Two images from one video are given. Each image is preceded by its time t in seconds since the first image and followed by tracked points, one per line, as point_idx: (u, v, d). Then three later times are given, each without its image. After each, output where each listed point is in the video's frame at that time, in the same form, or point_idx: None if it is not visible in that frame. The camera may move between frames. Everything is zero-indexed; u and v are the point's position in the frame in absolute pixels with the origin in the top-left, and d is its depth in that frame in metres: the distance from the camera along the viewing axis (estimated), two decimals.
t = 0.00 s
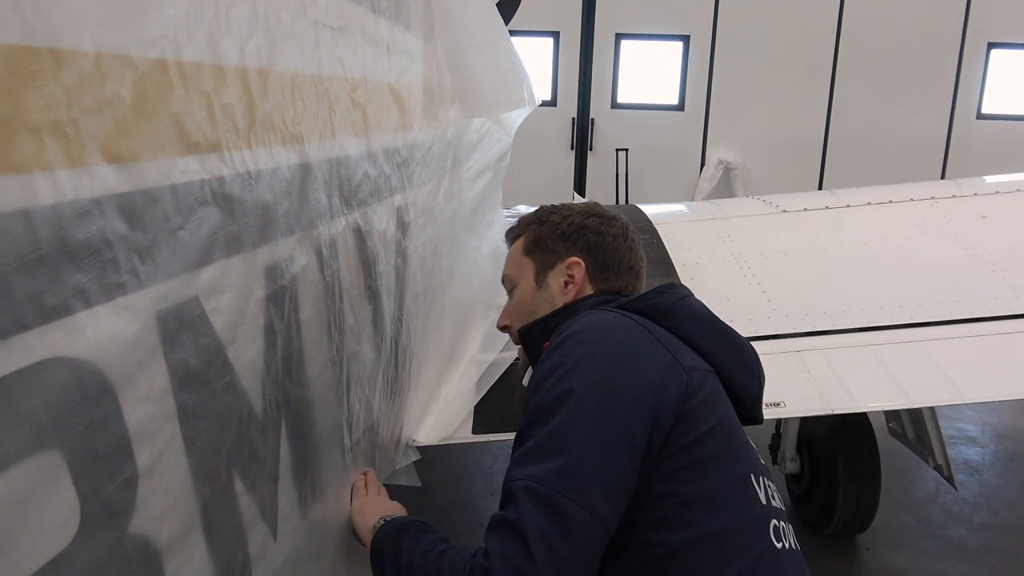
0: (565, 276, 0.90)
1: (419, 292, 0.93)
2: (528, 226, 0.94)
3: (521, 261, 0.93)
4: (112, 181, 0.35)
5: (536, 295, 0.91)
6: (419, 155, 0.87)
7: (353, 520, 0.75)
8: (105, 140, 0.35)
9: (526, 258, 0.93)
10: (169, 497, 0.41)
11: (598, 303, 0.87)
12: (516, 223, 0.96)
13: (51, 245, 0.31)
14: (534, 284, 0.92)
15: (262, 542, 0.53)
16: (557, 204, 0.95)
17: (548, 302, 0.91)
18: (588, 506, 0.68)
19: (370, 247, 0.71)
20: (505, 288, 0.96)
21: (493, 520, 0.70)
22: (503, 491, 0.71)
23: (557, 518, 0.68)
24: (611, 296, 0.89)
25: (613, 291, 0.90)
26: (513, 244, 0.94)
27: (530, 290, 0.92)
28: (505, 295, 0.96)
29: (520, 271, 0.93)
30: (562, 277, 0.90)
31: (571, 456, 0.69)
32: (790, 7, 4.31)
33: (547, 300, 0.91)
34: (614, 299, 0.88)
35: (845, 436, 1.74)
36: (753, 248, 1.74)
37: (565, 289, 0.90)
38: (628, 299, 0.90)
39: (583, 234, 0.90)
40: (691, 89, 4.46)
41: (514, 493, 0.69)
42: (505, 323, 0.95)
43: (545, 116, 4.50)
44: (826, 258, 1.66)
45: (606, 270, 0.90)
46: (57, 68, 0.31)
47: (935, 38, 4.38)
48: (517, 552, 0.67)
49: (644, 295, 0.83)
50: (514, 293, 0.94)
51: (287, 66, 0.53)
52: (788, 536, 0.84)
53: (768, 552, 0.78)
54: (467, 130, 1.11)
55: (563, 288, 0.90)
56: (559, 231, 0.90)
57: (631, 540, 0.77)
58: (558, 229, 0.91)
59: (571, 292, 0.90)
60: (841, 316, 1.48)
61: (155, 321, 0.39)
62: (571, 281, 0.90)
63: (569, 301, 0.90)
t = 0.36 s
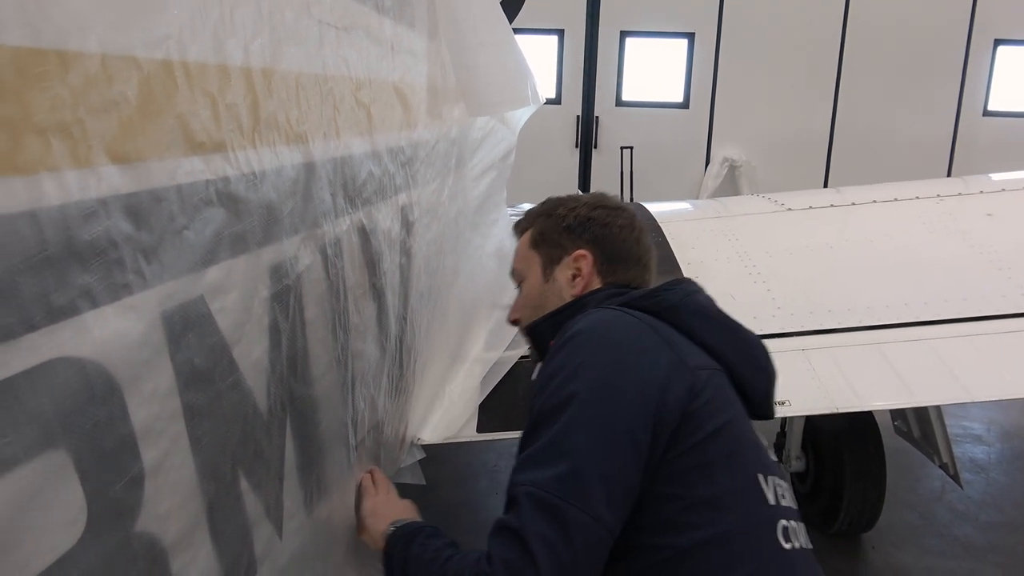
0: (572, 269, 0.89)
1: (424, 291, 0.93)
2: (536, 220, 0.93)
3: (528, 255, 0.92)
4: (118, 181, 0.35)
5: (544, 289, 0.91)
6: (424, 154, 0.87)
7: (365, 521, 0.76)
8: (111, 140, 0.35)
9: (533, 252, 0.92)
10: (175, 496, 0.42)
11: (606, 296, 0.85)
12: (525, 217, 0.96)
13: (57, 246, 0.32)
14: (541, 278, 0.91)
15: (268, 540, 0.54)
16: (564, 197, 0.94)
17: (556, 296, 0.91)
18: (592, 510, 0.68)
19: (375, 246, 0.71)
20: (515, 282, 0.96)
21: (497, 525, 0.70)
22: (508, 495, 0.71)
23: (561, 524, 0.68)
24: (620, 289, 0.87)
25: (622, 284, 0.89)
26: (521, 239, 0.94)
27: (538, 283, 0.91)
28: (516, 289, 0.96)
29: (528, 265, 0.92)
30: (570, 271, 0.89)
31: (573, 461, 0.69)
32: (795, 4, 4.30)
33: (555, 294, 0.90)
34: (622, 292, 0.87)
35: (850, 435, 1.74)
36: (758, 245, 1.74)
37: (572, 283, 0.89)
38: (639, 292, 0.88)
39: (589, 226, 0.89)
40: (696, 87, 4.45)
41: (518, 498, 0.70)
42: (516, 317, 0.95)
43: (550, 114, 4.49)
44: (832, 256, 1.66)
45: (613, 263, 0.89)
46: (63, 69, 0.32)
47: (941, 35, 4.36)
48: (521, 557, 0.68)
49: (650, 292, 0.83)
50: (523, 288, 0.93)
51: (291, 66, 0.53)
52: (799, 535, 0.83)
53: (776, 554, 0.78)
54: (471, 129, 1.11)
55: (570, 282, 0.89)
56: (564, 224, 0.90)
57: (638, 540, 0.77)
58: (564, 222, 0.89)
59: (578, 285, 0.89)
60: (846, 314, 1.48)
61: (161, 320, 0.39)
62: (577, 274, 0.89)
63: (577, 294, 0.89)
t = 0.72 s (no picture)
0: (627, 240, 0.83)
1: (424, 288, 0.93)
2: (590, 182, 0.86)
3: (582, 222, 0.86)
4: (115, 178, 0.36)
5: (597, 260, 0.85)
6: (423, 151, 0.87)
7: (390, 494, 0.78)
8: (108, 138, 0.35)
9: (586, 220, 0.85)
10: (173, 491, 0.42)
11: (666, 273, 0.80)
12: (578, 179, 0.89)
13: (55, 242, 0.32)
14: (594, 247, 0.85)
15: (267, 535, 0.54)
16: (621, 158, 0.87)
17: (609, 268, 0.84)
18: (634, 511, 0.65)
19: (374, 244, 0.71)
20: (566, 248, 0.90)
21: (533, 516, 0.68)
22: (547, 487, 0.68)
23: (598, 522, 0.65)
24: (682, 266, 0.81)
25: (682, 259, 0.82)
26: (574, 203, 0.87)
27: (591, 253, 0.85)
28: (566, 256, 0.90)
29: (581, 234, 0.86)
30: (625, 242, 0.83)
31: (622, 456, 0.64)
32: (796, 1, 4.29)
33: (609, 266, 0.84)
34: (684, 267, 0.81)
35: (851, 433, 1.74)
36: (759, 243, 1.74)
37: (628, 255, 0.83)
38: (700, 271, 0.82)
39: (648, 193, 0.82)
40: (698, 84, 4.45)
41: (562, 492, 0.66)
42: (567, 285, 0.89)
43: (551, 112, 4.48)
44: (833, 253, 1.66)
45: (673, 234, 0.82)
46: (60, 67, 0.32)
47: (943, 31, 4.35)
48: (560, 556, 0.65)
49: (714, 282, 0.76)
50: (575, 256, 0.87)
51: (289, 64, 0.53)
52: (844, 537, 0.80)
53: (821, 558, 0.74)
54: (470, 126, 1.11)
55: (624, 254, 0.83)
56: (621, 191, 0.83)
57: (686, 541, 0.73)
58: (621, 188, 0.83)
59: (635, 258, 0.83)
60: (847, 311, 1.47)
61: (159, 316, 0.39)
62: (634, 246, 0.82)
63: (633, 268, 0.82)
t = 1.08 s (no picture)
0: (675, 202, 0.86)
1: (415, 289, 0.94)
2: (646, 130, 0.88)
3: (631, 173, 0.89)
4: (100, 184, 0.36)
5: (643, 216, 0.89)
6: (413, 153, 0.87)
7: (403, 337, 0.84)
8: (93, 144, 0.35)
9: (636, 173, 0.89)
10: (160, 496, 0.42)
11: (712, 249, 0.84)
12: (634, 122, 0.91)
13: (39, 249, 0.32)
14: (643, 202, 0.89)
15: (255, 538, 0.54)
16: (683, 100, 0.88)
17: (655, 225, 0.89)
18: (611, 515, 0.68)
19: (363, 246, 0.71)
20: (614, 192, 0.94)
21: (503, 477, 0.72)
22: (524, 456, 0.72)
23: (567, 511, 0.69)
24: (729, 238, 0.85)
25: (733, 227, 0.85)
26: (626, 148, 0.90)
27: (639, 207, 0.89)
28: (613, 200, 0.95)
29: (630, 185, 0.90)
30: (673, 204, 0.86)
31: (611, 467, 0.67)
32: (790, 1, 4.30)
33: (655, 223, 0.88)
34: (732, 241, 0.84)
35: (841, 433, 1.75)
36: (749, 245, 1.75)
37: (674, 217, 0.87)
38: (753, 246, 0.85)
39: (703, 154, 0.84)
40: (692, 84, 4.45)
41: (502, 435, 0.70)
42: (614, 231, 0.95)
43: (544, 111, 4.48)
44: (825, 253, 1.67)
45: (723, 200, 0.84)
46: (43, 73, 0.32)
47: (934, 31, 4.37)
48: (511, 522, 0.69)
49: (759, 299, 0.72)
50: (622, 206, 0.92)
51: (276, 67, 0.53)
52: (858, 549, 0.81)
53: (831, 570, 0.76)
54: (461, 128, 1.11)
55: (671, 215, 0.87)
56: (675, 147, 0.85)
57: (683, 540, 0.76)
58: (677, 147, 0.84)
59: (680, 222, 0.86)
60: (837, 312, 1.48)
61: (144, 321, 0.39)
62: (680, 209, 0.86)
63: (678, 230, 0.86)
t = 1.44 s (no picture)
0: (711, 227, 0.96)
1: (404, 316, 0.93)
2: (678, 155, 0.96)
3: (664, 198, 0.98)
4: (85, 228, 0.36)
5: (677, 239, 0.98)
6: (401, 181, 0.87)
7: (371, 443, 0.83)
8: (77, 187, 0.35)
9: (670, 198, 0.97)
10: (143, 536, 0.41)
11: (746, 273, 0.94)
12: (663, 145, 0.98)
13: (21, 295, 0.32)
14: (676, 225, 0.98)
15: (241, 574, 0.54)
16: (712, 124, 0.96)
17: (689, 248, 0.98)
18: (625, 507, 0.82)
19: (351, 275, 0.71)
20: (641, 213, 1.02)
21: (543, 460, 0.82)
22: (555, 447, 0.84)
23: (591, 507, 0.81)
24: (761, 261, 0.96)
25: (765, 247, 0.96)
26: (657, 173, 0.98)
27: (673, 231, 0.98)
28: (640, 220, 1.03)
29: (663, 209, 0.98)
30: (709, 229, 0.96)
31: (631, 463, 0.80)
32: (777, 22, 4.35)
33: (688, 246, 0.98)
34: (763, 264, 0.95)
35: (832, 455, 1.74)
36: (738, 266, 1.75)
37: (709, 241, 0.96)
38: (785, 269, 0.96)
39: (739, 182, 0.94)
40: (681, 102, 4.49)
41: (514, 429, 0.81)
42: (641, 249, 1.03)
43: (535, 130, 4.50)
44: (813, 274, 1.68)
45: (757, 224, 0.95)
46: (28, 120, 0.32)
47: (919, 52, 4.43)
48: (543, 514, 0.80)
49: (778, 330, 0.85)
50: (653, 227, 1.00)
51: (263, 102, 0.54)
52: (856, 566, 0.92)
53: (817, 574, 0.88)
54: (450, 154, 1.11)
55: (707, 240, 0.96)
56: (711, 176, 0.94)
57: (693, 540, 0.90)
58: (714, 173, 0.94)
59: (717, 246, 0.96)
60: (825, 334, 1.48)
61: (128, 362, 0.39)
62: (717, 235, 0.96)
63: (714, 254, 0.96)
